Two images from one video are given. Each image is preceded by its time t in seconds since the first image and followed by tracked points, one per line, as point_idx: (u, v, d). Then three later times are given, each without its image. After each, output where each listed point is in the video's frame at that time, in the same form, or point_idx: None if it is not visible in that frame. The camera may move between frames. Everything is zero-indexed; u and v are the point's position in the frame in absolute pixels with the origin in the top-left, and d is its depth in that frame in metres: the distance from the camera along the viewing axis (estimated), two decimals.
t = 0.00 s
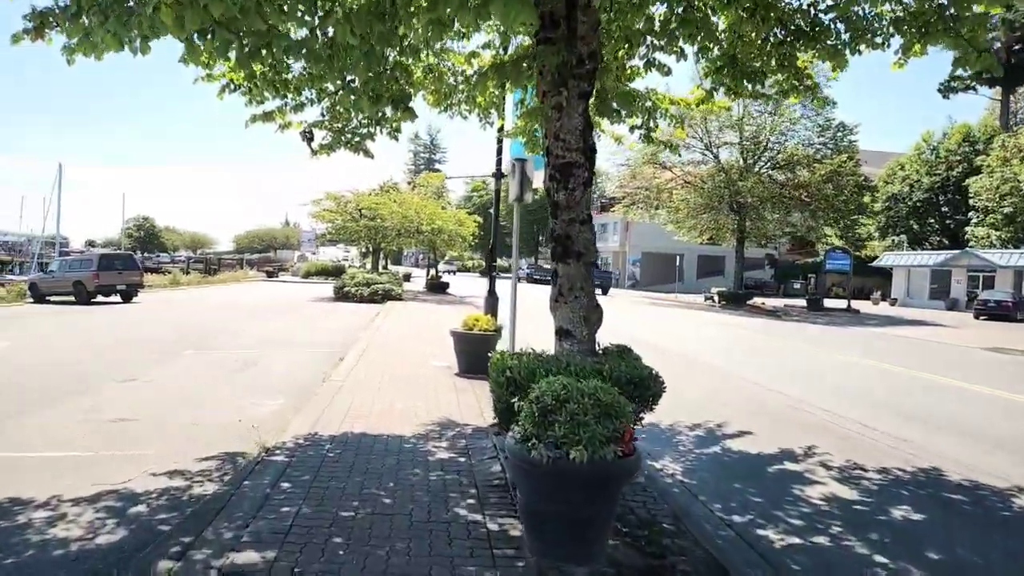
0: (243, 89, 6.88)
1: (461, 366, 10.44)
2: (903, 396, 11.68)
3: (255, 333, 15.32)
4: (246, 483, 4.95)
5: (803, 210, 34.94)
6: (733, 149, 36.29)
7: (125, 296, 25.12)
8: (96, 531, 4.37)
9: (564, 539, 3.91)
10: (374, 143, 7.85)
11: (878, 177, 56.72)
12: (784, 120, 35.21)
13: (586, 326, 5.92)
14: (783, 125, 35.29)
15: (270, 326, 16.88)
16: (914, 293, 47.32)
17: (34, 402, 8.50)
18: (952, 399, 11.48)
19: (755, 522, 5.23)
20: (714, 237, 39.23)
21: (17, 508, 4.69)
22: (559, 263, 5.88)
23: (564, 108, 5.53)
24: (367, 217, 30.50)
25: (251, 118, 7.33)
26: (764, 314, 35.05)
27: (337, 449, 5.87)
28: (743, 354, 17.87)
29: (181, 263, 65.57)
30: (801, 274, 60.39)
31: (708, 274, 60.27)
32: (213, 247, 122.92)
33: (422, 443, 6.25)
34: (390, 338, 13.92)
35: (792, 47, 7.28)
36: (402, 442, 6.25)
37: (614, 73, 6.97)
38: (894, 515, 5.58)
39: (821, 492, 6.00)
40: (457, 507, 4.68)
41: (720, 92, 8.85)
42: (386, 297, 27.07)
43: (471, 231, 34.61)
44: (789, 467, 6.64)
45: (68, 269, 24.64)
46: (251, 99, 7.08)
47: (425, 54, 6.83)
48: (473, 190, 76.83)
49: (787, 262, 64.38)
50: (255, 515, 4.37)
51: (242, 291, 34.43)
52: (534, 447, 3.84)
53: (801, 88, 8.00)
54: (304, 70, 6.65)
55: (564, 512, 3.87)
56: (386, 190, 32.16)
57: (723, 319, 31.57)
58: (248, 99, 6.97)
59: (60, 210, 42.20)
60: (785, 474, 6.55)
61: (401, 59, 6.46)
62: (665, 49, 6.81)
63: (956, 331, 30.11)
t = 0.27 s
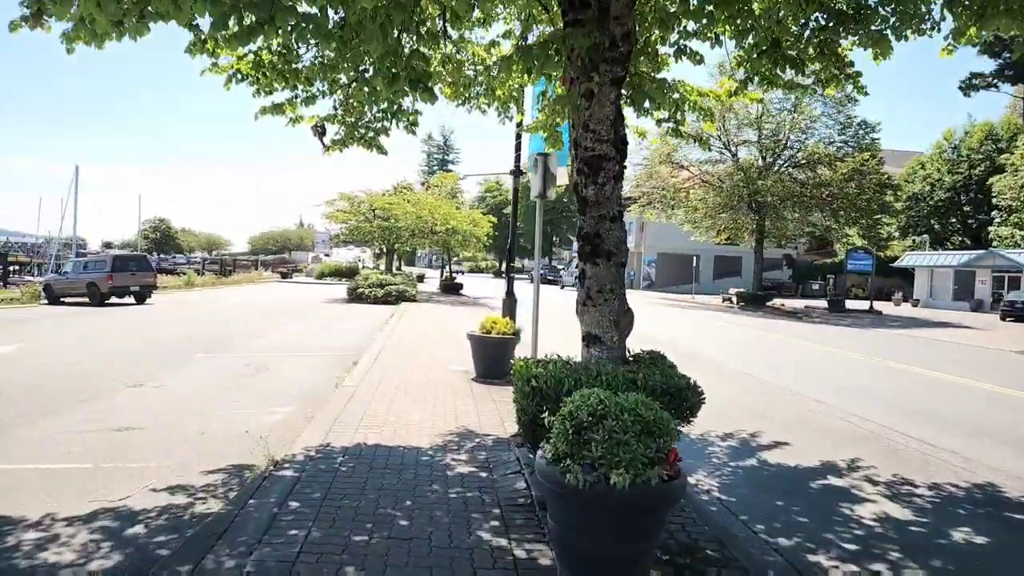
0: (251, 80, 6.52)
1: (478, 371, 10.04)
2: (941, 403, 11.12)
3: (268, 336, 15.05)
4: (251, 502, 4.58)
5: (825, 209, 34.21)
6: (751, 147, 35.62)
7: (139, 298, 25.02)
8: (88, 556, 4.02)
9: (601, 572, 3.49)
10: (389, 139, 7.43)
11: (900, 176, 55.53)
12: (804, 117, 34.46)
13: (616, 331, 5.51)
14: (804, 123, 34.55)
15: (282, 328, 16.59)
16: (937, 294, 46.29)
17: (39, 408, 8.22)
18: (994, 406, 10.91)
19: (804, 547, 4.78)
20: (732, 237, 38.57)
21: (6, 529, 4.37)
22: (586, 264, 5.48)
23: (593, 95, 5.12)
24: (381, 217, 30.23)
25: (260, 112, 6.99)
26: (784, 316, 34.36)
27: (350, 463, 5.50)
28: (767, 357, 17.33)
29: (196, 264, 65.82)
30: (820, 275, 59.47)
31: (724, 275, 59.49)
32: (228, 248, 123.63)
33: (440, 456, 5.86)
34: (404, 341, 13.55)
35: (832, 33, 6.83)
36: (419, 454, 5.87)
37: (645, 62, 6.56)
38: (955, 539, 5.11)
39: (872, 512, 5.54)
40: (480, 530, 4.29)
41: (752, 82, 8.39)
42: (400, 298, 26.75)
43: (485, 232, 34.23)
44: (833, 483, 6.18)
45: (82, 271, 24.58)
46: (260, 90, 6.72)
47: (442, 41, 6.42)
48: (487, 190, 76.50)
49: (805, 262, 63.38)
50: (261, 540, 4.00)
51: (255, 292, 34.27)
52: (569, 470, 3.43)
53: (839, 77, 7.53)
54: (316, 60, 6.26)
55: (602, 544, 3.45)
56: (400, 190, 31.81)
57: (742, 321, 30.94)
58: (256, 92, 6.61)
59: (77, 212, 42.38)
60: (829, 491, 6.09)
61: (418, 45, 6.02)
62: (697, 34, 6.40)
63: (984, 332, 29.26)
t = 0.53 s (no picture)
0: (252, 70, 6.16)
1: (490, 375, 9.64)
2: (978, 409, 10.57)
3: (276, 338, 14.73)
4: (246, 524, 4.21)
5: (844, 208, 33.50)
6: (767, 145, 35.03)
7: (149, 299, 24.87)
8: None
9: None
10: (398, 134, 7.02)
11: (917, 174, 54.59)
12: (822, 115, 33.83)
13: (641, 335, 5.09)
14: (821, 120, 33.93)
15: (291, 330, 16.29)
16: (957, 294, 45.37)
17: (35, 413, 7.91)
18: None
19: None
20: (747, 237, 37.96)
21: None
22: (609, 264, 5.07)
23: (619, 80, 4.73)
24: (392, 217, 29.94)
25: (263, 105, 6.64)
26: (801, 317, 33.72)
27: (355, 478, 5.10)
28: (789, 360, 16.80)
29: (209, 265, 66.00)
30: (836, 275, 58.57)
31: (738, 275, 58.74)
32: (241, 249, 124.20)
33: (452, 470, 5.45)
34: (414, 343, 13.18)
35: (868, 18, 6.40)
36: (429, 468, 5.47)
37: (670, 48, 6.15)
38: (1019, 566, 4.64)
39: (923, 535, 5.07)
40: (496, 558, 3.88)
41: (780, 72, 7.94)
42: (411, 299, 26.43)
43: (497, 232, 33.85)
44: (875, 501, 5.73)
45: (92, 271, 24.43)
46: (263, 81, 6.37)
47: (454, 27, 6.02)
48: (498, 190, 76.15)
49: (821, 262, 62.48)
50: (254, 570, 3.61)
51: (266, 294, 34.07)
52: (599, 500, 3.02)
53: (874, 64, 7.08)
54: (320, 47, 5.89)
55: None
56: (411, 190, 31.49)
57: (759, 322, 30.35)
58: (258, 83, 6.25)
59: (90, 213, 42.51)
60: (871, 511, 5.62)
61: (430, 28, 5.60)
62: (725, 18, 5.99)
63: (1008, 334, 28.50)
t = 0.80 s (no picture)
0: (247, 58, 5.75)
1: (499, 381, 9.21)
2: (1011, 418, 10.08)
3: (278, 341, 14.38)
4: (231, 554, 3.79)
5: (857, 207, 32.78)
6: (779, 144, 34.55)
7: (152, 300, 24.59)
8: None
9: None
10: (402, 126, 6.61)
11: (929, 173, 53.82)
12: (835, 112, 33.30)
13: (666, 343, 4.66)
14: (834, 118, 33.34)
15: (294, 333, 15.92)
16: (971, 295, 44.64)
17: (23, 420, 7.54)
18: None
19: None
20: (758, 237, 37.42)
21: None
22: (631, 265, 4.64)
23: (644, 61, 4.32)
24: (398, 217, 29.61)
25: (258, 95, 6.23)
26: (814, 319, 33.13)
27: (354, 499, 4.68)
28: (806, 364, 16.28)
29: (215, 266, 65.96)
30: (847, 276, 57.84)
31: (748, 276, 58.13)
32: (248, 250, 124.62)
33: (460, 488, 5.02)
34: (420, 347, 12.76)
35: None
36: (435, 486, 5.03)
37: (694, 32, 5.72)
38: None
39: (976, 561, 4.63)
40: None
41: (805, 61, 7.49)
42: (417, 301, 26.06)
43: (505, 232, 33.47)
44: (920, 524, 5.28)
45: (95, 273, 24.19)
46: (258, 69, 5.97)
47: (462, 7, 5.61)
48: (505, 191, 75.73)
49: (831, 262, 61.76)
50: None
51: (272, 295, 33.77)
52: (637, 544, 2.58)
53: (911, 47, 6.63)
54: (318, 30, 5.48)
55: None
56: (417, 190, 31.11)
57: (771, 324, 29.85)
58: (251, 71, 5.84)
59: (96, 215, 42.39)
60: (916, 534, 5.16)
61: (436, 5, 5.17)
62: None
63: None
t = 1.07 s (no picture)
0: (239, 41, 5.33)
1: (508, 387, 8.78)
2: None
3: (280, 343, 13.98)
4: None
5: (871, 207, 31.98)
6: (790, 143, 34.05)
7: (154, 300, 24.28)
8: None
9: None
10: (406, 117, 6.19)
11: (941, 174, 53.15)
12: (847, 110, 32.79)
13: (697, 352, 4.21)
14: (847, 116, 32.84)
15: (297, 335, 15.53)
16: (984, 297, 43.99)
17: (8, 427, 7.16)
18: None
19: None
20: (768, 237, 36.90)
21: None
22: (659, 265, 4.19)
23: (678, 38, 3.90)
24: (404, 217, 29.25)
25: (253, 83, 5.82)
26: (825, 321, 32.56)
27: (353, 522, 4.25)
28: (823, 367, 15.78)
29: (220, 266, 65.76)
30: (856, 277, 57.17)
31: (756, 277, 57.56)
32: (253, 249, 124.65)
33: (469, 509, 4.58)
34: (425, 350, 12.33)
35: None
36: (442, 507, 4.61)
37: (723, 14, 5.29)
38: None
39: None
40: None
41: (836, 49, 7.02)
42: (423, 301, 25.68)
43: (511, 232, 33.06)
44: (973, 551, 4.81)
45: (97, 272, 23.89)
46: (251, 54, 5.54)
47: None
48: (510, 191, 75.32)
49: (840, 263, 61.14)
50: None
51: (276, 295, 33.46)
52: None
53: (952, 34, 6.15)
54: (316, 11, 5.06)
55: None
56: (423, 189, 30.76)
57: (782, 326, 29.33)
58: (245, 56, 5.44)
59: (101, 214, 42.25)
60: (968, 561, 4.70)
61: None
62: None
63: None
